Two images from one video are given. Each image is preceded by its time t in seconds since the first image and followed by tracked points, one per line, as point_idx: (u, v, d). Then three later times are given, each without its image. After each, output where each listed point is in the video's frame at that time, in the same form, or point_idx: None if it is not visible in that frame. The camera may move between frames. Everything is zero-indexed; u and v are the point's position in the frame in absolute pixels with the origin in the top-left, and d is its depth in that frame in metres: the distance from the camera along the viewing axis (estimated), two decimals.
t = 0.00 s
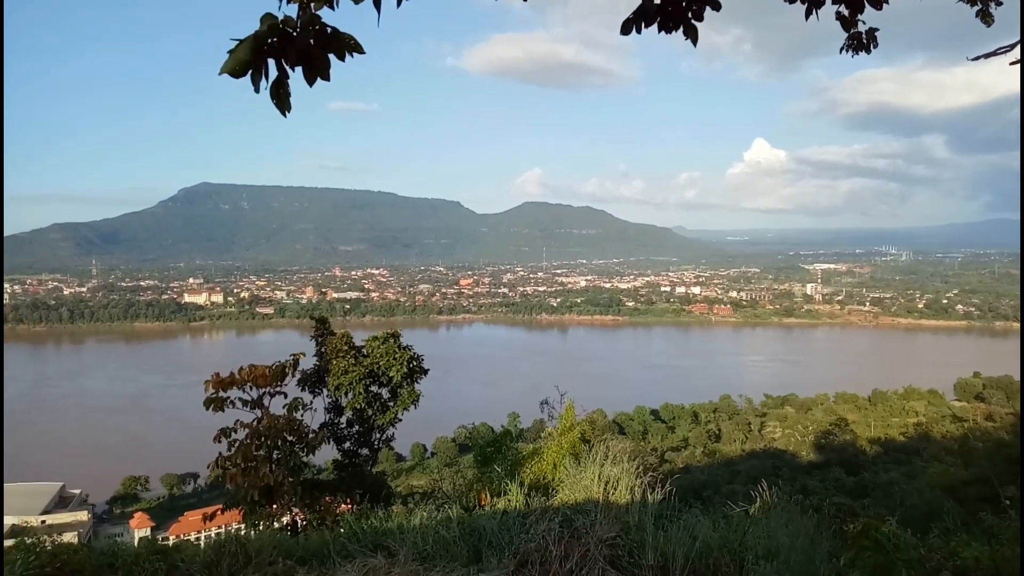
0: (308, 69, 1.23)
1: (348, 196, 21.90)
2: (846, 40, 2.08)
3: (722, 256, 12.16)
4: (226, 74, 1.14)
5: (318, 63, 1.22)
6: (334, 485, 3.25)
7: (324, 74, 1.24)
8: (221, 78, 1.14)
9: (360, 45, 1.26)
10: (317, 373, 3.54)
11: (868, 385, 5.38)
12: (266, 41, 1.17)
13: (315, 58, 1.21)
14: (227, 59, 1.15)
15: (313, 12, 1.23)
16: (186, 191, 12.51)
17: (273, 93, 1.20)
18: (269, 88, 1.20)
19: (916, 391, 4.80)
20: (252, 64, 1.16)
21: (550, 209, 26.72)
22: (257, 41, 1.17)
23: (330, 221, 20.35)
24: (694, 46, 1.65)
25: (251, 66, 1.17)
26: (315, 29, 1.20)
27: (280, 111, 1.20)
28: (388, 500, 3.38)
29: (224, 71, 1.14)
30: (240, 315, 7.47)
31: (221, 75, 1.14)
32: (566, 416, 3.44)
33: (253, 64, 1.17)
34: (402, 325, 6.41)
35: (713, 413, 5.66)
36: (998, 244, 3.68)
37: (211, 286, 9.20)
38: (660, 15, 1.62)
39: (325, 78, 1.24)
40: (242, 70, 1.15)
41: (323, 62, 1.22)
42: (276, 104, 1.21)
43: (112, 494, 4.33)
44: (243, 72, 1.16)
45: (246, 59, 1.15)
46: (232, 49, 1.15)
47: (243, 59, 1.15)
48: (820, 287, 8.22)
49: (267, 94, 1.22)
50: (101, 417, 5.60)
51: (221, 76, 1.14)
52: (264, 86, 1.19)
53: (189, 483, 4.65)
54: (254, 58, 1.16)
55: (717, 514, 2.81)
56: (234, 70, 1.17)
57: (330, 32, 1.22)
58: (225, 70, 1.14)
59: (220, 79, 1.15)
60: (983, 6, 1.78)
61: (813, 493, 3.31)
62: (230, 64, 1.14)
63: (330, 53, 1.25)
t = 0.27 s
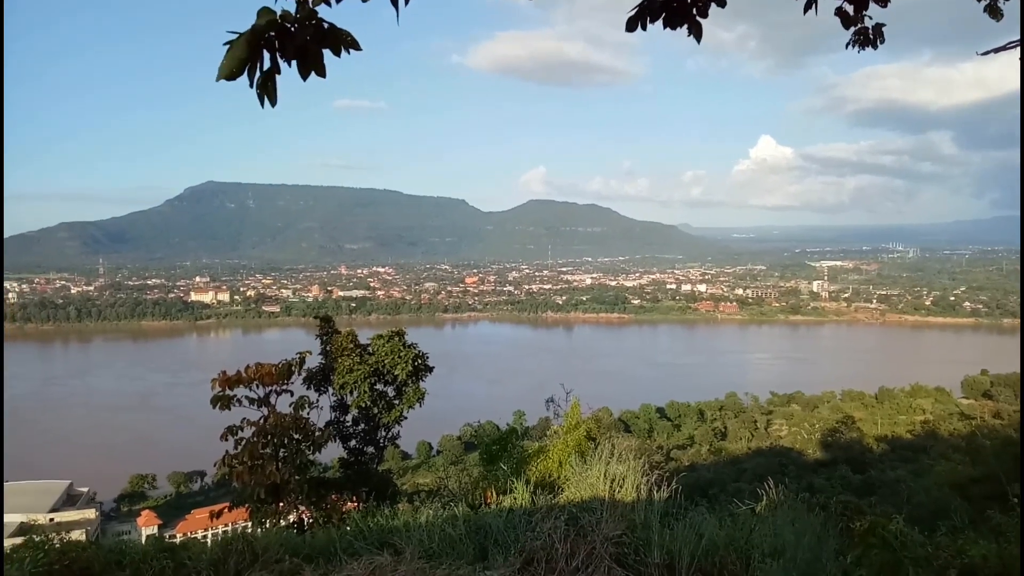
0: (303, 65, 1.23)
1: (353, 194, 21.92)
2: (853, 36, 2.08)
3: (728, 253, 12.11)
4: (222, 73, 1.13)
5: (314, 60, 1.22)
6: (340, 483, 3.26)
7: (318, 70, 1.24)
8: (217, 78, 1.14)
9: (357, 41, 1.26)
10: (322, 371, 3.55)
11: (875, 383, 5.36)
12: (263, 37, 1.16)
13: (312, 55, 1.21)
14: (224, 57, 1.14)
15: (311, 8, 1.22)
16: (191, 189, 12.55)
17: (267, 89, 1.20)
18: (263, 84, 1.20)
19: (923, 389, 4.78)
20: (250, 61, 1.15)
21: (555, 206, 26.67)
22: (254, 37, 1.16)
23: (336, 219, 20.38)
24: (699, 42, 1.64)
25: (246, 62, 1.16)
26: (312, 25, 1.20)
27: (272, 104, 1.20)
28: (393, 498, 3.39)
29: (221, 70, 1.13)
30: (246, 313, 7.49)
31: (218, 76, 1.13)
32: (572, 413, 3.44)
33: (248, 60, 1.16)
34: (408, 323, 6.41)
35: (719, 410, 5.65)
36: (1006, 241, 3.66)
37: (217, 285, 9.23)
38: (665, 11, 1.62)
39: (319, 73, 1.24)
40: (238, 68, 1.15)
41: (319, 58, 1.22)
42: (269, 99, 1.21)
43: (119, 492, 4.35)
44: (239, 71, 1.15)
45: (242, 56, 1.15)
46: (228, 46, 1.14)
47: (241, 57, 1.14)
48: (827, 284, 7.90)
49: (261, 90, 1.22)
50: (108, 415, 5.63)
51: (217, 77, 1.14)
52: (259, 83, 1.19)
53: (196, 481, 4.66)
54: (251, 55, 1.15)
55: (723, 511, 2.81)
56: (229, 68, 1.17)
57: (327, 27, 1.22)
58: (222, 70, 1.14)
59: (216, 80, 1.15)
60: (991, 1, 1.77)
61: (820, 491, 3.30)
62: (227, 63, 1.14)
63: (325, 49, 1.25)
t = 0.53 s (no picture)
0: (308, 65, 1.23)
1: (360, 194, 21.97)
2: (862, 37, 2.07)
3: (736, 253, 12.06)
4: (226, 73, 1.13)
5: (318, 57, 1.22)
6: (347, 482, 3.27)
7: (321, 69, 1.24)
8: (222, 79, 1.14)
9: (359, 38, 1.25)
10: (329, 370, 3.56)
11: (884, 384, 5.33)
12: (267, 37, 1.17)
13: (315, 52, 1.20)
14: (228, 57, 1.14)
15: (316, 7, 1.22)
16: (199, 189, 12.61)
17: (271, 87, 1.20)
18: (267, 82, 1.20)
19: (932, 390, 4.76)
20: (253, 59, 1.16)
21: (562, 207, 26.64)
22: (257, 36, 1.17)
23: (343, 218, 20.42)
24: (710, 43, 1.63)
25: (250, 62, 1.16)
26: (314, 21, 1.20)
27: (276, 101, 1.19)
28: (400, 497, 3.39)
29: (225, 70, 1.14)
30: (254, 313, 7.51)
31: (222, 76, 1.13)
32: (578, 413, 3.44)
33: (252, 60, 1.16)
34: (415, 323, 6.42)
35: (726, 411, 5.64)
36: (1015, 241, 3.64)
37: (225, 284, 9.27)
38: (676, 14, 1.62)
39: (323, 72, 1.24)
40: (242, 69, 1.15)
41: (323, 56, 1.22)
42: (274, 97, 1.20)
43: (128, 490, 4.37)
44: (243, 71, 1.16)
45: (247, 56, 1.15)
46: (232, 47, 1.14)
47: (245, 58, 1.14)
48: (835, 285, 7.86)
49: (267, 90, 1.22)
50: (116, 414, 5.67)
51: (222, 78, 1.14)
52: (262, 82, 1.19)
53: (204, 479, 4.68)
54: (254, 53, 1.16)
55: (730, 512, 2.80)
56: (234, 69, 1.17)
57: (329, 24, 1.21)
58: (226, 71, 1.14)
59: (222, 81, 1.15)
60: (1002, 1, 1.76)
61: (828, 492, 3.29)
62: (231, 62, 1.14)
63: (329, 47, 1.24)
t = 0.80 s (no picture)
0: (312, 56, 1.24)
1: (367, 189, 21.98)
2: (872, 29, 2.06)
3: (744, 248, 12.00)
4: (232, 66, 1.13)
5: (323, 51, 1.23)
6: (356, 477, 3.28)
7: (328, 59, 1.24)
8: (228, 71, 1.14)
9: (367, 31, 1.25)
10: (336, 366, 3.57)
11: (893, 378, 5.30)
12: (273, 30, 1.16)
13: (321, 46, 1.21)
14: (234, 49, 1.14)
15: None
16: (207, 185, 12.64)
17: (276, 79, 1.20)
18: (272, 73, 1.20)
19: (942, 383, 4.73)
20: (260, 52, 1.15)
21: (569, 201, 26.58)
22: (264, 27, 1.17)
23: (350, 214, 20.45)
24: (718, 37, 1.63)
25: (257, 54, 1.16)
26: (321, 15, 1.21)
27: (282, 94, 1.20)
28: (408, 492, 3.41)
29: (231, 62, 1.13)
30: (262, 308, 7.52)
31: (228, 68, 1.13)
32: (586, 408, 3.44)
33: (259, 52, 1.16)
34: (422, 318, 6.43)
35: (734, 405, 5.62)
36: None
37: (233, 280, 9.30)
38: (685, 7, 1.61)
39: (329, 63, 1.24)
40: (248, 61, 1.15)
41: (328, 49, 1.23)
42: (279, 89, 1.20)
43: (138, 484, 4.40)
44: (249, 62, 1.15)
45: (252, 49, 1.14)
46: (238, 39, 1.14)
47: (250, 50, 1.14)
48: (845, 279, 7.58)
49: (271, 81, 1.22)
50: (127, 409, 5.70)
51: (228, 70, 1.14)
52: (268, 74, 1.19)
53: (213, 474, 4.70)
54: (261, 45, 1.16)
55: (739, 506, 2.80)
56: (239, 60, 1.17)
57: (337, 18, 1.22)
58: (231, 63, 1.14)
59: (226, 72, 1.15)
60: None
61: (837, 486, 3.28)
62: (237, 55, 1.14)
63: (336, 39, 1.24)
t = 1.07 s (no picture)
0: (327, 61, 1.24)
1: (378, 192, 22.06)
2: (883, 30, 2.04)
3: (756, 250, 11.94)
4: (249, 70, 1.14)
5: (337, 56, 1.23)
6: (367, 479, 3.29)
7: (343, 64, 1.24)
8: (244, 74, 1.13)
9: (381, 34, 1.25)
10: (346, 368, 3.58)
11: (906, 382, 5.26)
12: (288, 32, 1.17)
13: (335, 50, 1.21)
14: (250, 52, 1.14)
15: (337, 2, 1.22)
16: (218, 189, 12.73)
17: (291, 83, 1.20)
18: (287, 78, 1.19)
19: (955, 388, 4.69)
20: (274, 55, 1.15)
21: (580, 204, 26.54)
22: (278, 32, 1.17)
23: (361, 217, 20.52)
24: (729, 36, 1.63)
25: (272, 58, 1.16)
26: (335, 19, 1.21)
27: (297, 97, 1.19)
28: (419, 494, 3.41)
29: (247, 66, 1.13)
30: (273, 311, 7.53)
31: (245, 71, 1.13)
32: (596, 411, 3.44)
33: (274, 55, 1.16)
34: (432, 321, 6.44)
35: (745, 409, 5.60)
36: None
37: (245, 282, 9.35)
38: (695, 7, 1.61)
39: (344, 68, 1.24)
40: (264, 65, 1.15)
41: (342, 54, 1.23)
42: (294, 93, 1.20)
43: (151, 486, 4.43)
44: (264, 66, 1.15)
45: (268, 52, 1.14)
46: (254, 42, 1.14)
47: (266, 53, 1.14)
48: (856, 282, 7.36)
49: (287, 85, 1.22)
50: (139, 411, 5.75)
51: (244, 73, 1.13)
52: (283, 78, 1.19)
53: (225, 476, 4.72)
54: (275, 49, 1.16)
55: (751, 511, 2.78)
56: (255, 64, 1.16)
57: (351, 22, 1.21)
58: (248, 66, 1.13)
59: (243, 75, 1.15)
60: None
61: (849, 491, 3.25)
62: (253, 58, 1.13)
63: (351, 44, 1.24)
